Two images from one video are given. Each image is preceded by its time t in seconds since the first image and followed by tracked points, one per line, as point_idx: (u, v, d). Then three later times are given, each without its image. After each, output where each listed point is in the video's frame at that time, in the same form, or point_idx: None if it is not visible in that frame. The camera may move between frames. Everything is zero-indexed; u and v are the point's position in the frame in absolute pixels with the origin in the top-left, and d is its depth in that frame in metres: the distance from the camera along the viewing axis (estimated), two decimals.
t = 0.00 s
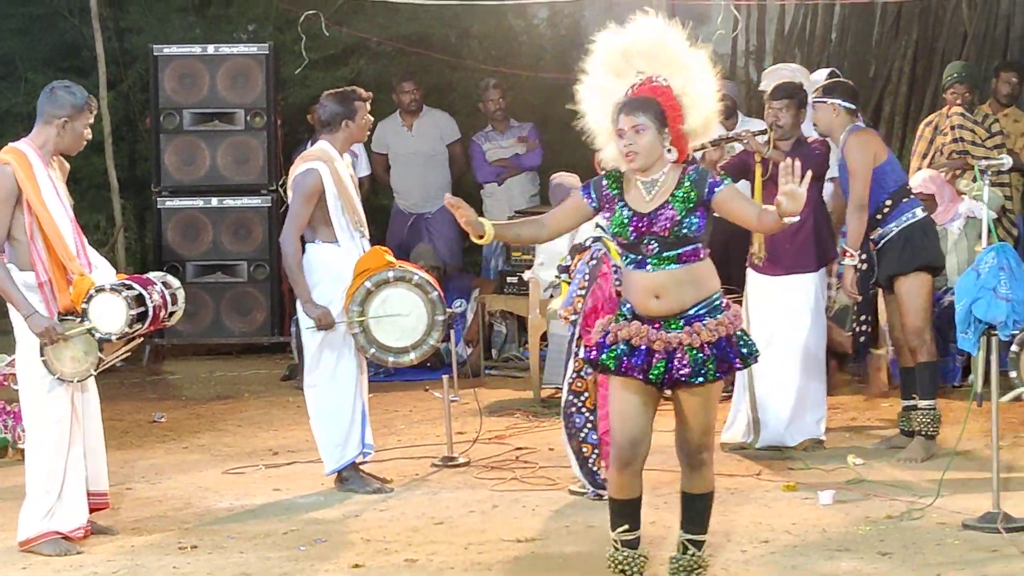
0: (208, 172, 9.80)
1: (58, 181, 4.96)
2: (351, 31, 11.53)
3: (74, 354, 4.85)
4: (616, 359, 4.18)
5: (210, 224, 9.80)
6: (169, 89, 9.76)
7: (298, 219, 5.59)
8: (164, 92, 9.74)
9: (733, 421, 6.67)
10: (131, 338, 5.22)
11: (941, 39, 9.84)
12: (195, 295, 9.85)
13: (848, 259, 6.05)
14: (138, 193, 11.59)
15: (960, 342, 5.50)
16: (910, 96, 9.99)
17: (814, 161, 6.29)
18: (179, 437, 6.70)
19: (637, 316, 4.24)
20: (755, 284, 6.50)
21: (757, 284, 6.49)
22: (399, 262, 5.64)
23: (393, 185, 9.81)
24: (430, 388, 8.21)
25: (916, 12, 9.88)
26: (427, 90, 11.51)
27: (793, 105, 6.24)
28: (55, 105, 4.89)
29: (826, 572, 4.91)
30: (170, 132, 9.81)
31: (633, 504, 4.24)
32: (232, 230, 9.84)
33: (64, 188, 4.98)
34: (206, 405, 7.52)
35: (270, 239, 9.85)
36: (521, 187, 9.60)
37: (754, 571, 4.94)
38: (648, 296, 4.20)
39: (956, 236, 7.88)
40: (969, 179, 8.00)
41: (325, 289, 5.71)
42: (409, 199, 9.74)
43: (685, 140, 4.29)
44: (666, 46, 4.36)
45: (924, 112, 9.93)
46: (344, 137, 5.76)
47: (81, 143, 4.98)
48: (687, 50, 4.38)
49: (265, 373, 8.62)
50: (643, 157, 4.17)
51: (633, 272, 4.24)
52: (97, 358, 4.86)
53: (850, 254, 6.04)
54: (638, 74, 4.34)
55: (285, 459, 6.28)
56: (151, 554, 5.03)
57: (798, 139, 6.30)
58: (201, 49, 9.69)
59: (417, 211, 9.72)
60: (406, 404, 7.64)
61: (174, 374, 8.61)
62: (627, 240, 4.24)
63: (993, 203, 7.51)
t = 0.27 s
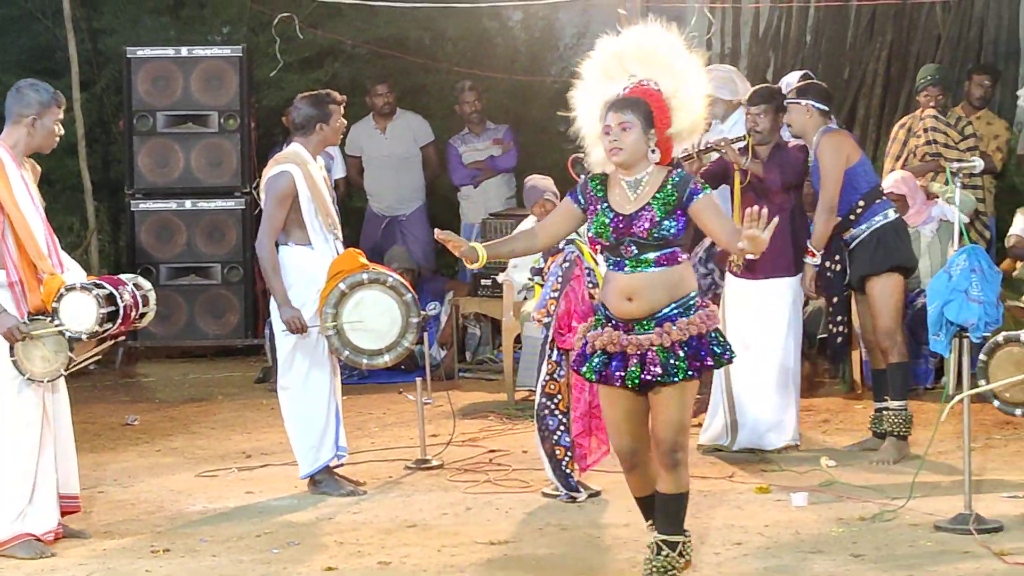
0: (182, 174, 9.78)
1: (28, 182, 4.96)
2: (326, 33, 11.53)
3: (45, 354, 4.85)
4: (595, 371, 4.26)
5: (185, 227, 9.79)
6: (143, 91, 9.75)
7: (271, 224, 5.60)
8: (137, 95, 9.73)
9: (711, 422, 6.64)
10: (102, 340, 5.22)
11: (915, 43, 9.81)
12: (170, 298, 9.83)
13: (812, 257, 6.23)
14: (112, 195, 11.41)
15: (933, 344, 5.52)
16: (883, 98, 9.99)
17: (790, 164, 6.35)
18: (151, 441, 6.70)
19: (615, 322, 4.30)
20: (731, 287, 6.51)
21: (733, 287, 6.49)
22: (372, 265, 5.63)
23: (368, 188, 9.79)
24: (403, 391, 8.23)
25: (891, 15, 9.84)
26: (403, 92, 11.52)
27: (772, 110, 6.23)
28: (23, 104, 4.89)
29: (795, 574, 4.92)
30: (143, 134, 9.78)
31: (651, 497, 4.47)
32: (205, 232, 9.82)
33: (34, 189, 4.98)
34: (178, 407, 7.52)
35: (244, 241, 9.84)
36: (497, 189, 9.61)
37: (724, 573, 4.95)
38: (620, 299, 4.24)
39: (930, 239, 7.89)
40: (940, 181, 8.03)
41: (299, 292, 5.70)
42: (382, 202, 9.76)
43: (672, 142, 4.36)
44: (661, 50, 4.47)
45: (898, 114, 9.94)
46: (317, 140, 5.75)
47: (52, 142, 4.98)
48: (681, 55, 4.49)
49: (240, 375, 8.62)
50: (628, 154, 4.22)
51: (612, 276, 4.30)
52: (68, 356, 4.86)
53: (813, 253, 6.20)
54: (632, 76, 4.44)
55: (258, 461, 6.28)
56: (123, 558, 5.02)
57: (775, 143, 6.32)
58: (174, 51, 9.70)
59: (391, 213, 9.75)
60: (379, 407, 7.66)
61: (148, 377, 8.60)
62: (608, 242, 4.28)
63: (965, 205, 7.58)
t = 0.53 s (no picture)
0: (154, 177, 9.77)
1: None
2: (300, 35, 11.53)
3: (14, 355, 4.83)
4: (563, 370, 4.28)
5: (157, 230, 9.78)
6: (115, 93, 9.72)
7: (244, 223, 5.58)
8: (110, 97, 9.70)
9: (688, 424, 6.66)
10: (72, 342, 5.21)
11: (888, 45, 9.82)
12: (143, 300, 9.81)
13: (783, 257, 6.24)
14: (84, 197, 11.36)
15: (904, 346, 5.50)
16: (856, 101, 9.97)
17: (769, 168, 6.34)
18: (124, 445, 6.70)
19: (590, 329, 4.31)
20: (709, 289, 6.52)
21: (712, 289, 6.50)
22: (346, 268, 5.64)
23: (342, 189, 9.80)
24: (375, 393, 8.27)
25: (863, 17, 9.86)
26: (377, 94, 11.52)
27: (752, 113, 6.30)
28: None
29: None
30: (116, 137, 9.76)
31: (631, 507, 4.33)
32: (177, 235, 9.82)
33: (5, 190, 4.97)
34: (151, 410, 7.54)
35: (216, 244, 9.84)
36: (472, 191, 9.64)
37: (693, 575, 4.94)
38: (598, 311, 4.27)
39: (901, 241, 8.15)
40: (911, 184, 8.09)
41: (272, 294, 5.69)
42: (355, 204, 9.78)
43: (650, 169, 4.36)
44: (649, 75, 4.47)
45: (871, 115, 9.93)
46: (290, 140, 5.75)
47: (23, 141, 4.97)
48: (668, 83, 4.49)
49: (213, 378, 8.63)
50: (605, 176, 4.23)
51: (591, 292, 4.32)
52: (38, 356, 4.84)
53: (785, 254, 6.22)
54: (617, 97, 4.43)
55: (231, 465, 6.30)
56: (94, 560, 5.00)
57: (754, 146, 6.36)
58: (146, 53, 9.68)
59: (364, 216, 9.78)
60: (353, 410, 7.70)
61: (121, 380, 8.59)
62: (587, 264, 4.30)
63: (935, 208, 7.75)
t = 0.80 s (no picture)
0: (130, 179, 9.76)
1: None
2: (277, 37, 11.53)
3: None
4: (551, 374, 4.28)
5: (133, 232, 9.77)
6: (91, 95, 9.71)
7: (221, 222, 5.59)
8: (85, 98, 9.69)
9: (665, 425, 6.66)
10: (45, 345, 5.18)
11: (864, 46, 9.86)
12: (119, 302, 9.79)
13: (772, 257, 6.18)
14: (61, 199, 11.35)
15: (880, 347, 5.51)
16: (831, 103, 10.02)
17: (749, 169, 6.31)
18: (101, 447, 6.71)
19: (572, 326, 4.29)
20: (689, 290, 6.52)
21: (692, 291, 6.50)
22: (325, 264, 5.62)
23: (318, 191, 9.79)
24: (353, 395, 8.28)
25: (840, 17, 9.88)
26: (353, 95, 11.52)
27: (732, 113, 6.24)
28: None
29: None
30: (91, 138, 9.75)
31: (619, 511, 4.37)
32: (154, 236, 9.80)
33: None
34: (127, 413, 7.55)
35: (193, 245, 9.83)
36: (450, 192, 9.66)
37: None
38: (576, 304, 4.25)
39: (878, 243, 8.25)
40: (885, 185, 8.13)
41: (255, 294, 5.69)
42: (332, 206, 9.78)
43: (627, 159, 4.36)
44: (631, 66, 4.48)
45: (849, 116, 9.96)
46: (255, 140, 5.75)
47: None
48: (649, 75, 4.50)
49: (190, 380, 8.62)
50: (583, 162, 4.22)
51: (565, 281, 4.29)
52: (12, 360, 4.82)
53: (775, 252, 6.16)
54: (598, 85, 4.44)
55: (208, 467, 6.30)
56: (70, 563, 4.99)
57: (733, 146, 6.31)
58: (122, 54, 9.66)
59: (340, 219, 9.78)
60: (330, 411, 7.73)
61: (97, 382, 8.58)
62: (560, 251, 4.29)
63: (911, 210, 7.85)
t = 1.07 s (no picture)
0: (115, 181, 9.75)
1: None
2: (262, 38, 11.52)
3: None
4: (532, 377, 4.27)
5: (118, 234, 9.76)
6: (75, 96, 9.69)
7: (203, 226, 5.58)
8: (69, 100, 9.68)
9: (647, 428, 6.66)
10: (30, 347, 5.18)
11: (849, 47, 9.88)
12: (104, 304, 9.78)
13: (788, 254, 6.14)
14: (46, 201, 11.34)
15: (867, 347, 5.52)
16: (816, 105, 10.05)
17: (736, 174, 6.31)
18: (86, 449, 6.71)
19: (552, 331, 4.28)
20: (672, 293, 6.53)
21: (675, 294, 6.51)
22: (312, 262, 5.65)
23: (303, 194, 9.81)
24: (338, 396, 8.29)
25: (824, 18, 9.89)
26: (337, 96, 11.52)
27: (720, 118, 6.24)
28: None
29: None
30: (76, 140, 9.74)
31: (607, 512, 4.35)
32: (139, 238, 9.79)
33: None
34: (112, 415, 7.55)
35: (178, 247, 9.82)
36: (435, 194, 9.67)
37: None
38: (557, 309, 4.24)
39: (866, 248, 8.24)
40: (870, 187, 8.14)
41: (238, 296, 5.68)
42: (318, 207, 9.79)
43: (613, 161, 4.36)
44: (616, 68, 4.49)
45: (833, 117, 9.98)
46: (243, 145, 5.74)
47: None
48: (635, 77, 4.51)
49: (176, 381, 8.62)
50: (568, 164, 4.22)
51: (547, 286, 4.29)
52: None
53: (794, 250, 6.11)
54: (583, 87, 4.45)
55: (192, 469, 6.30)
56: (56, 565, 4.98)
57: (720, 152, 6.31)
58: (107, 56, 9.65)
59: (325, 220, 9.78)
60: (316, 413, 7.74)
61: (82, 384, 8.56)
62: (543, 253, 4.28)
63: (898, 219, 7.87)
